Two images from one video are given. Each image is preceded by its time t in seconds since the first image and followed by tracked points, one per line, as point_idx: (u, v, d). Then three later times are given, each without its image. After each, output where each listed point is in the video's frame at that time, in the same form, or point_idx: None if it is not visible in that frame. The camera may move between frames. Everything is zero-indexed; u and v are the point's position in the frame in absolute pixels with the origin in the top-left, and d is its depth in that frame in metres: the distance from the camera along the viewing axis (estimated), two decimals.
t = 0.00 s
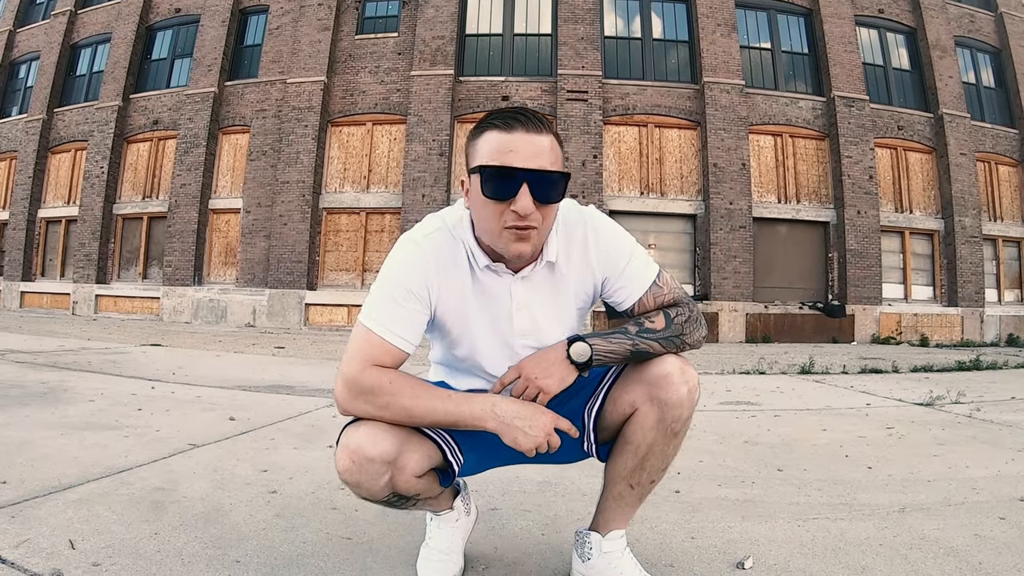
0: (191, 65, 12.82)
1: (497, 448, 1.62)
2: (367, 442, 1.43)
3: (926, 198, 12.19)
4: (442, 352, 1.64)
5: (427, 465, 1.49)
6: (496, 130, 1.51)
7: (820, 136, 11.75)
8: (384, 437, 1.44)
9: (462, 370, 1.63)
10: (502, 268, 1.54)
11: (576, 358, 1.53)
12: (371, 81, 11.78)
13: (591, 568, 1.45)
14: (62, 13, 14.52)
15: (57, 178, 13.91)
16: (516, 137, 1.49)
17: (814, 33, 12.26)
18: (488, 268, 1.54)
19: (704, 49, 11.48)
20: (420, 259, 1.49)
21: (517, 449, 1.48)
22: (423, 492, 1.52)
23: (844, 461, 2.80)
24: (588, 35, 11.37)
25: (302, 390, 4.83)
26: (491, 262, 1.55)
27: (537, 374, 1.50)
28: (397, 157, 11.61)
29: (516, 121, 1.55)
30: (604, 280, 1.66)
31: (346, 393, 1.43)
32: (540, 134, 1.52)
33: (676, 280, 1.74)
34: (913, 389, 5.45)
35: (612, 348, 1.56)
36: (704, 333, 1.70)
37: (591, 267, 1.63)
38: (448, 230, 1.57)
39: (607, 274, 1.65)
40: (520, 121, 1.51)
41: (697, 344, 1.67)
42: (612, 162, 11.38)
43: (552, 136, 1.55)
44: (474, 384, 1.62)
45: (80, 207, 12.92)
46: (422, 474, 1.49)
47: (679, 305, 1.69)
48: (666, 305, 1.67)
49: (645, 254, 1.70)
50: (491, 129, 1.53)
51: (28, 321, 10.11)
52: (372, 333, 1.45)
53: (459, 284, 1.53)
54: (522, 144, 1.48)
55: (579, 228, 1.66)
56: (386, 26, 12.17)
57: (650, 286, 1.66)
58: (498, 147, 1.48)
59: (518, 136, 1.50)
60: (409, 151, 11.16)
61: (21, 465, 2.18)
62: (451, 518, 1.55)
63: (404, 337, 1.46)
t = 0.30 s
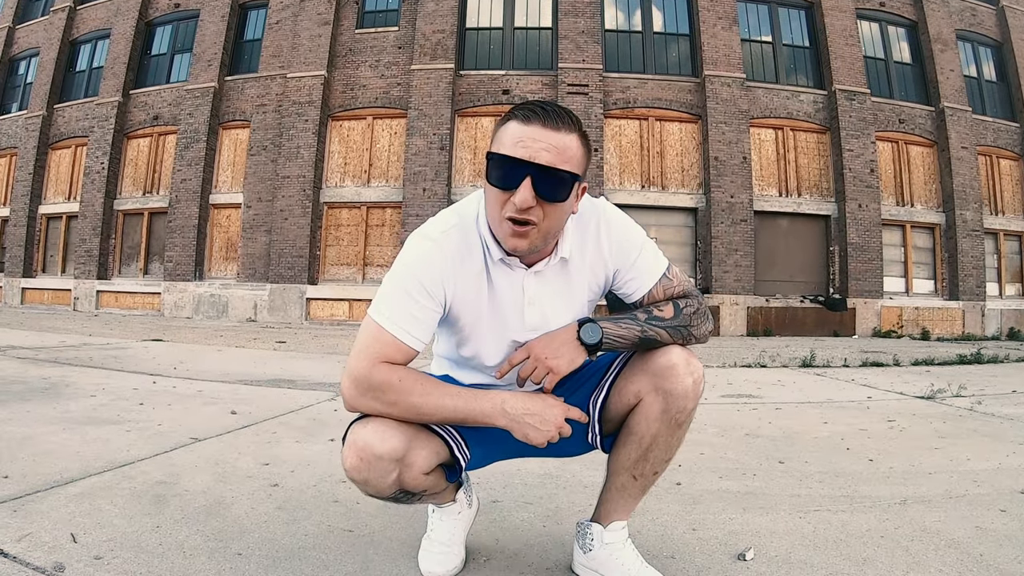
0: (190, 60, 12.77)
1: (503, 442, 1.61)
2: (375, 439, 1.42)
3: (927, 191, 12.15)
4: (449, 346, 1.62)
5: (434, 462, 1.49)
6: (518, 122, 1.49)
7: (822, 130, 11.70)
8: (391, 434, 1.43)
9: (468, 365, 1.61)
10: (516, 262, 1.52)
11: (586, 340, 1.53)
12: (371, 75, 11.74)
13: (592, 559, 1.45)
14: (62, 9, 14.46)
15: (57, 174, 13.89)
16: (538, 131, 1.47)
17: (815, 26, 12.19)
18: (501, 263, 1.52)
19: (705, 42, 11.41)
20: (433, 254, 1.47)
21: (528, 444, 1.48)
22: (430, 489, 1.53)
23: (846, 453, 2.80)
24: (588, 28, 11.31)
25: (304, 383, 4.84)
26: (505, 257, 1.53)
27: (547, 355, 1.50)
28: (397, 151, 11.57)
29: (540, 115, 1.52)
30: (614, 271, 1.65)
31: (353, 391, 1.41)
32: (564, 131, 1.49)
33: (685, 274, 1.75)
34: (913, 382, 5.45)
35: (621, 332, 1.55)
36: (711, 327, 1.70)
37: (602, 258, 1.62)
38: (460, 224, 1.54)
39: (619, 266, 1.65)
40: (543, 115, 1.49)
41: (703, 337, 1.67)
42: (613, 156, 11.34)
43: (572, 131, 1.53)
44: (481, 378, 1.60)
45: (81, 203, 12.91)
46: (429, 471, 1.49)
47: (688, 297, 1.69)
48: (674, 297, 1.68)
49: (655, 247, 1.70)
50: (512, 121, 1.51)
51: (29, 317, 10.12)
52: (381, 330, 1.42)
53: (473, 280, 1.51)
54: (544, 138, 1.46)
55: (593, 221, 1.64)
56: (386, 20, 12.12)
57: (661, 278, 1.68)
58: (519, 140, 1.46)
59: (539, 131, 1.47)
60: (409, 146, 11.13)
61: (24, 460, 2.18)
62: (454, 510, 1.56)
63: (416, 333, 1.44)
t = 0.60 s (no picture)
0: (189, 60, 12.75)
1: (511, 431, 1.61)
2: (384, 425, 1.42)
3: (927, 188, 12.14)
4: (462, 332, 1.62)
5: (443, 450, 1.49)
6: (571, 123, 1.42)
7: (821, 127, 11.68)
8: (401, 421, 1.43)
9: (478, 350, 1.61)
10: (540, 254, 1.52)
11: (595, 331, 1.52)
12: (370, 74, 11.72)
13: (594, 554, 1.45)
14: (60, 10, 14.42)
15: (57, 175, 13.87)
16: (593, 134, 1.42)
17: (814, 23, 12.17)
18: (527, 256, 1.51)
19: (704, 40, 11.40)
20: (455, 245, 1.45)
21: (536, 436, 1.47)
22: (437, 477, 1.52)
23: (847, 449, 2.80)
24: (587, 26, 11.29)
25: (304, 382, 4.84)
26: (531, 248, 1.51)
27: (556, 346, 1.49)
28: (397, 150, 11.56)
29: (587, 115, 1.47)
30: (627, 260, 1.66)
31: (365, 376, 1.40)
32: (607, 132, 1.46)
33: (695, 267, 1.75)
34: (914, 378, 5.45)
35: (630, 325, 1.55)
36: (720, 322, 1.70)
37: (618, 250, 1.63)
38: (482, 214, 1.52)
39: (631, 256, 1.66)
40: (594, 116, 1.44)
41: (712, 333, 1.66)
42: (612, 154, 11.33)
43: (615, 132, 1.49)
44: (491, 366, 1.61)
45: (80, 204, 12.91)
46: (438, 459, 1.49)
47: (698, 291, 1.69)
48: (685, 290, 1.68)
49: (666, 238, 1.72)
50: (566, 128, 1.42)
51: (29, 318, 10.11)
52: (396, 317, 1.40)
53: (492, 269, 1.49)
54: (596, 142, 1.42)
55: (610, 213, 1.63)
56: (384, 19, 12.11)
57: (672, 271, 1.68)
58: (571, 140, 1.41)
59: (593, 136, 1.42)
60: (408, 144, 11.12)
61: (24, 458, 2.18)
62: (458, 505, 1.56)
63: (430, 319, 1.42)
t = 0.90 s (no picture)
0: (187, 64, 12.77)
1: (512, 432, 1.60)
2: (387, 427, 1.42)
3: (925, 187, 12.16)
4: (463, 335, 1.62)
5: (445, 451, 1.49)
6: (589, 151, 1.38)
7: (819, 127, 11.71)
8: (405, 422, 1.43)
9: (479, 352, 1.60)
10: (543, 264, 1.52)
11: (596, 320, 1.51)
12: (368, 78, 11.75)
13: (597, 550, 1.45)
14: (58, 16, 14.45)
15: (55, 181, 13.87)
16: (610, 163, 1.39)
17: (811, 24, 12.21)
18: (530, 266, 1.52)
19: (701, 41, 11.43)
20: (460, 251, 1.45)
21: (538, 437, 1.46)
22: (439, 479, 1.53)
23: (848, 446, 2.80)
24: (584, 29, 11.33)
25: (304, 385, 4.84)
26: (534, 259, 1.52)
27: (556, 335, 1.48)
28: (396, 153, 11.58)
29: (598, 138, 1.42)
30: (627, 261, 1.67)
31: (368, 378, 1.40)
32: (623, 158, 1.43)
33: (693, 265, 1.75)
34: (914, 376, 5.45)
35: (631, 317, 1.53)
36: (718, 318, 1.70)
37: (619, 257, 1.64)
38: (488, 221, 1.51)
39: (630, 256, 1.67)
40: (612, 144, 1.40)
41: (711, 330, 1.66)
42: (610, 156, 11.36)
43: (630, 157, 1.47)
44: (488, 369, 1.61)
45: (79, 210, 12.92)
46: (440, 460, 1.49)
47: (698, 287, 1.70)
48: (684, 287, 1.69)
49: (664, 241, 1.73)
50: (583, 162, 1.38)
51: (28, 324, 10.09)
52: (400, 318, 1.40)
53: (495, 275, 1.50)
54: (613, 172, 1.39)
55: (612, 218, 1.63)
56: (382, 23, 12.15)
57: (671, 269, 1.69)
58: (587, 168, 1.37)
59: (608, 163, 1.39)
60: (406, 148, 11.13)
61: (24, 461, 2.18)
62: (459, 504, 1.55)
63: (433, 321, 1.42)
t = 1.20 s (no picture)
0: (185, 74, 12.81)
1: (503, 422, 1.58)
2: (372, 413, 1.41)
3: (922, 189, 12.20)
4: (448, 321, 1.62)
5: (432, 440, 1.47)
6: (513, 100, 1.47)
7: (816, 130, 11.76)
8: (389, 408, 1.42)
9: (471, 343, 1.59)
10: (512, 237, 1.53)
11: (587, 319, 1.49)
12: (366, 86, 11.80)
13: (596, 547, 1.43)
14: (55, 25, 14.51)
15: (53, 190, 13.87)
16: (535, 107, 1.46)
17: (807, 28, 12.30)
18: (498, 238, 1.53)
19: (697, 47, 11.50)
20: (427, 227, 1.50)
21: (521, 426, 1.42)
22: (428, 468, 1.50)
23: (849, 444, 2.79)
24: (581, 35, 11.39)
25: (303, 391, 4.82)
26: (500, 230, 1.53)
27: (547, 335, 1.48)
28: (393, 161, 11.59)
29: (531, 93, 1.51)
30: (614, 251, 1.65)
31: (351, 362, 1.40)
32: (558, 106, 1.49)
33: (684, 254, 1.74)
34: (914, 376, 5.44)
35: (621, 312, 1.52)
36: (710, 307, 1.69)
37: (602, 237, 1.61)
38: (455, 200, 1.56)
39: (618, 246, 1.64)
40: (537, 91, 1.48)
41: (704, 319, 1.66)
42: (607, 162, 11.40)
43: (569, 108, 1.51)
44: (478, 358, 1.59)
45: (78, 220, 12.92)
46: (427, 448, 1.47)
47: (689, 277, 1.68)
48: (675, 277, 1.67)
49: (654, 226, 1.69)
50: (505, 100, 1.48)
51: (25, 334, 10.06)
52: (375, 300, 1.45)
53: (466, 251, 1.52)
54: (541, 114, 1.44)
55: (589, 197, 1.64)
56: (379, 31, 12.23)
57: (661, 258, 1.67)
58: (514, 116, 1.44)
59: (535, 107, 1.46)
60: (404, 156, 11.15)
61: (20, 466, 2.16)
62: (454, 501, 1.55)
63: (418, 308, 1.47)
